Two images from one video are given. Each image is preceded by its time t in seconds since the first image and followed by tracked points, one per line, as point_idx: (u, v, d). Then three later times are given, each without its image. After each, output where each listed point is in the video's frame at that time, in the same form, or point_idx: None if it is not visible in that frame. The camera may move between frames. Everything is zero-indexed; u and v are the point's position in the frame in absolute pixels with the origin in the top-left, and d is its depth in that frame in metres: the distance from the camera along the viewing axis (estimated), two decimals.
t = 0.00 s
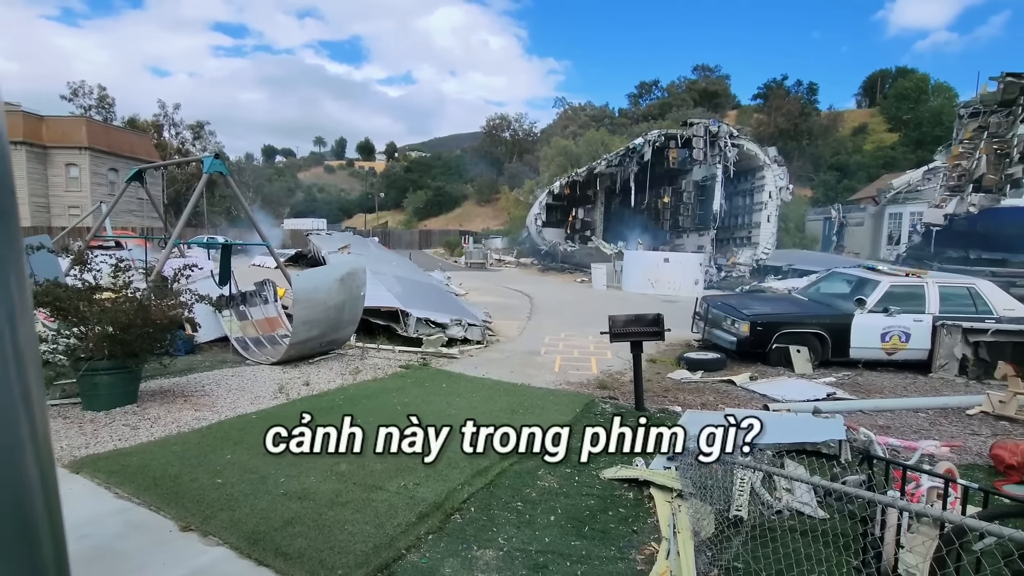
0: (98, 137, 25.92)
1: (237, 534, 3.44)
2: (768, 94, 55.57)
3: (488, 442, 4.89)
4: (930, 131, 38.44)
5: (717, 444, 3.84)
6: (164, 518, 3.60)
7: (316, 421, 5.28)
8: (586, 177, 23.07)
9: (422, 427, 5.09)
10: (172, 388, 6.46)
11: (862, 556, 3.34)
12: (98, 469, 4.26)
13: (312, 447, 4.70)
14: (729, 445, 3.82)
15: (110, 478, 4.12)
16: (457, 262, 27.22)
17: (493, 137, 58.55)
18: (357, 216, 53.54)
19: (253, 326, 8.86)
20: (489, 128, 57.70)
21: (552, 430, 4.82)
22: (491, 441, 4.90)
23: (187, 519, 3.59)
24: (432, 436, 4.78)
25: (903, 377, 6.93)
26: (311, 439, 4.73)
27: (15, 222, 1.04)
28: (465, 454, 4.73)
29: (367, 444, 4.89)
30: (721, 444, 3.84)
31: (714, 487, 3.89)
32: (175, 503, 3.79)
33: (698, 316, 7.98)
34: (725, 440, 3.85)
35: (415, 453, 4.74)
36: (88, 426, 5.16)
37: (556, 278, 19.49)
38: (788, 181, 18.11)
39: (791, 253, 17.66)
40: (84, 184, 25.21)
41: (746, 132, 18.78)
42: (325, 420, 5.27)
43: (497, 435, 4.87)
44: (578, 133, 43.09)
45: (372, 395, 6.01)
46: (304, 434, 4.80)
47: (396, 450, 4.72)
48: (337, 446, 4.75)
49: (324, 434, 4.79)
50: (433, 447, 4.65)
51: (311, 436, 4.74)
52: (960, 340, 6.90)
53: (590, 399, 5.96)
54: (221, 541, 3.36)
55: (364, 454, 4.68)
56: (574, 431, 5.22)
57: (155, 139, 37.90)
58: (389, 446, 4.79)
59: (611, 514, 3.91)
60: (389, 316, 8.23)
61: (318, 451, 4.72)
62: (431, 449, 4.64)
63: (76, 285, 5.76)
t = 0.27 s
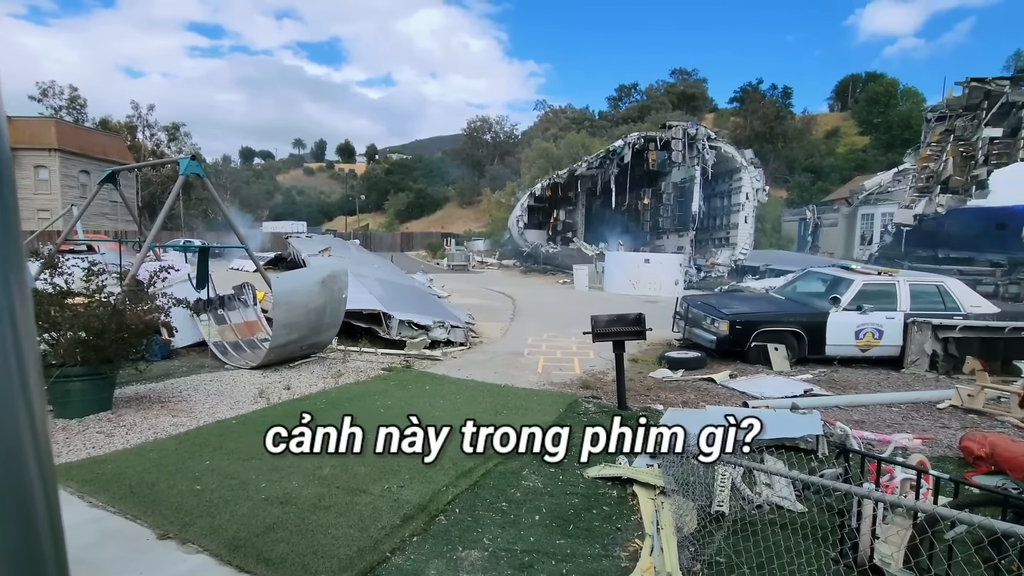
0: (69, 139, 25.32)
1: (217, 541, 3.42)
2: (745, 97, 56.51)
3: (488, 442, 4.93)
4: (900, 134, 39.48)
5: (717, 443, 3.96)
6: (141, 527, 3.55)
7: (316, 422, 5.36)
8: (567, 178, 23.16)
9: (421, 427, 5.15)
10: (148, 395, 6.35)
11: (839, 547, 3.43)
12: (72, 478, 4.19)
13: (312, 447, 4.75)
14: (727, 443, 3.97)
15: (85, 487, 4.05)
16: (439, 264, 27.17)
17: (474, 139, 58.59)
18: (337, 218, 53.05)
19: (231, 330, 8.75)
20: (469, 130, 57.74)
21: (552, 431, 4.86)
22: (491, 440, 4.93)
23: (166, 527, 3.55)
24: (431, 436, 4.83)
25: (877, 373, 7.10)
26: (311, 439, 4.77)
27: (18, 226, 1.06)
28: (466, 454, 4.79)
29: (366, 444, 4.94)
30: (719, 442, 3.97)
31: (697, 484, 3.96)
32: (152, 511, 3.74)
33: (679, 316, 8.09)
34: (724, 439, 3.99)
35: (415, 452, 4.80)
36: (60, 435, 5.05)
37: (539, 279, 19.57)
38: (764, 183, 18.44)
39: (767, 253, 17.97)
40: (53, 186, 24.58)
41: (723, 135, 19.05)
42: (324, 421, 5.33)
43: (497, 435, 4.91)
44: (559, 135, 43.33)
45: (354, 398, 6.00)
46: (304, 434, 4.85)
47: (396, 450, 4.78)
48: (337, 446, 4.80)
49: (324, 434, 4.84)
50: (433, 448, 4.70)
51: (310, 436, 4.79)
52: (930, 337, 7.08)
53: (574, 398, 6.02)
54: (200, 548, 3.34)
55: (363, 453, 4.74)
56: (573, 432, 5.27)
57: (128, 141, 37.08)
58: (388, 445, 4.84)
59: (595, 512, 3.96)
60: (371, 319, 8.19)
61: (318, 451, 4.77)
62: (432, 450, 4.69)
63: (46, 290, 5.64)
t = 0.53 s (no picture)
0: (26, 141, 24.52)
1: (185, 553, 3.35)
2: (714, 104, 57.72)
3: (488, 442, 5.02)
4: (861, 140, 40.83)
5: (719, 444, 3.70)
6: (103, 542, 3.46)
7: (317, 422, 5.47)
8: (541, 183, 23.28)
9: (422, 427, 5.24)
10: (110, 405, 6.19)
11: (808, 540, 3.52)
12: (28, 493, 4.06)
13: (311, 446, 4.84)
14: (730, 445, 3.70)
15: (43, 502, 3.93)
16: (413, 269, 27.03)
17: (448, 143, 58.58)
18: (308, 222, 52.37)
19: (200, 337, 8.59)
20: (443, 134, 57.68)
21: (552, 430, 4.90)
22: (491, 440, 5.02)
23: (129, 541, 3.47)
24: (432, 436, 4.90)
25: (843, 371, 7.30)
26: (311, 438, 4.85)
27: None
28: (466, 454, 4.88)
29: (367, 444, 5.03)
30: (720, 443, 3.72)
31: (670, 483, 4.01)
32: (115, 525, 3.65)
33: (652, 318, 8.20)
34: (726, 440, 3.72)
35: (415, 452, 4.88)
36: (15, 448, 4.88)
37: (514, 283, 19.64)
38: (733, 187, 18.85)
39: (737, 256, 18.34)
40: (10, 190, 23.75)
41: (693, 140, 19.42)
42: (325, 420, 5.44)
43: (497, 435, 4.98)
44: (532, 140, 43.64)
45: (328, 403, 5.95)
46: (304, 434, 4.93)
47: (396, 450, 4.87)
48: (337, 446, 4.88)
49: (324, 434, 4.91)
50: (433, 447, 4.76)
51: (311, 436, 4.87)
52: (891, 335, 7.35)
53: (550, 400, 6.06)
54: (167, 561, 3.27)
55: (364, 453, 4.83)
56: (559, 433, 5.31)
57: (90, 143, 36.05)
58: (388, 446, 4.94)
59: (571, 514, 3.99)
60: (344, 324, 8.10)
61: (318, 450, 4.85)
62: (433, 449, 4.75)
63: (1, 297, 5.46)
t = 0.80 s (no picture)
0: None
1: (139, 573, 3.24)
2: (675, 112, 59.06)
3: (488, 442, 5.14)
4: (815, 149, 42.39)
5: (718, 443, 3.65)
6: (47, 564, 3.31)
7: (317, 421, 5.61)
8: (509, 188, 23.33)
9: (422, 427, 5.39)
10: (57, 419, 5.93)
11: (769, 536, 3.61)
12: None
13: (311, 446, 4.96)
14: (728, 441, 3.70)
15: None
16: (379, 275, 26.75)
17: (414, 148, 58.35)
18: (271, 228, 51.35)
19: (155, 346, 8.34)
20: (409, 139, 57.43)
21: (552, 430, 4.90)
22: (491, 441, 5.13)
23: (76, 563, 3.33)
24: (431, 436, 5.03)
25: (800, 370, 7.52)
26: (311, 438, 4.97)
27: None
28: (465, 454, 5.01)
29: (366, 444, 5.16)
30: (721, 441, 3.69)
31: (636, 484, 4.05)
32: (62, 546, 3.50)
33: (618, 321, 8.30)
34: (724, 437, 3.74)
35: (415, 452, 5.02)
36: None
37: (481, 288, 19.63)
38: (695, 194, 19.28)
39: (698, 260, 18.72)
40: None
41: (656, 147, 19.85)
42: (325, 420, 5.58)
43: (497, 436, 5.08)
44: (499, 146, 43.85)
45: (293, 413, 5.85)
46: (303, 435, 5.04)
47: (396, 450, 5.01)
48: (336, 446, 5.01)
49: (324, 434, 5.03)
50: (433, 447, 4.88)
51: (310, 436, 4.99)
52: (844, 336, 7.62)
53: (518, 405, 6.08)
54: None
55: (364, 453, 4.97)
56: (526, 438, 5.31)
57: (37, 145, 34.59)
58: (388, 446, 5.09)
59: (539, 518, 4.00)
60: (308, 331, 7.97)
61: (318, 450, 4.98)
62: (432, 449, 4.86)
63: None
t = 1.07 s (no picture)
0: None
1: None
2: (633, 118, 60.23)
3: (488, 442, 5.25)
4: (765, 155, 43.95)
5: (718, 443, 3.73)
6: None
7: (317, 421, 5.73)
8: (470, 192, 23.28)
9: (422, 427, 5.52)
10: None
11: (726, 530, 3.72)
12: None
13: (311, 446, 5.08)
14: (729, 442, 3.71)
15: None
16: (338, 279, 26.31)
17: (374, 151, 57.73)
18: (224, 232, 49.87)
19: (98, 356, 8.04)
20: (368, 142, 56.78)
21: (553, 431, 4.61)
22: (491, 440, 5.23)
23: None
24: (431, 437, 5.16)
25: (754, 369, 7.77)
26: (311, 438, 5.09)
27: None
28: (465, 454, 5.12)
29: (366, 444, 5.28)
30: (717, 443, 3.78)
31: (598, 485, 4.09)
32: None
33: (579, 323, 8.40)
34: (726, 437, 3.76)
35: (415, 452, 5.15)
36: None
37: (443, 292, 19.56)
38: (653, 198, 19.69)
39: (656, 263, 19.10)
40: None
41: (614, 152, 20.21)
42: (325, 420, 5.70)
43: (497, 436, 5.17)
44: (460, 149, 43.84)
45: (249, 423, 5.71)
46: (303, 435, 5.16)
47: (396, 450, 5.14)
48: (336, 446, 5.14)
49: (324, 434, 5.16)
50: (433, 447, 5.00)
51: (311, 436, 5.12)
52: (793, 334, 7.92)
53: (481, 409, 6.09)
54: None
55: (363, 453, 5.10)
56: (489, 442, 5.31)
57: None
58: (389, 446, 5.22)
59: (503, 521, 4.02)
60: (264, 338, 7.79)
61: (318, 450, 5.10)
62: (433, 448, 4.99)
63: None
